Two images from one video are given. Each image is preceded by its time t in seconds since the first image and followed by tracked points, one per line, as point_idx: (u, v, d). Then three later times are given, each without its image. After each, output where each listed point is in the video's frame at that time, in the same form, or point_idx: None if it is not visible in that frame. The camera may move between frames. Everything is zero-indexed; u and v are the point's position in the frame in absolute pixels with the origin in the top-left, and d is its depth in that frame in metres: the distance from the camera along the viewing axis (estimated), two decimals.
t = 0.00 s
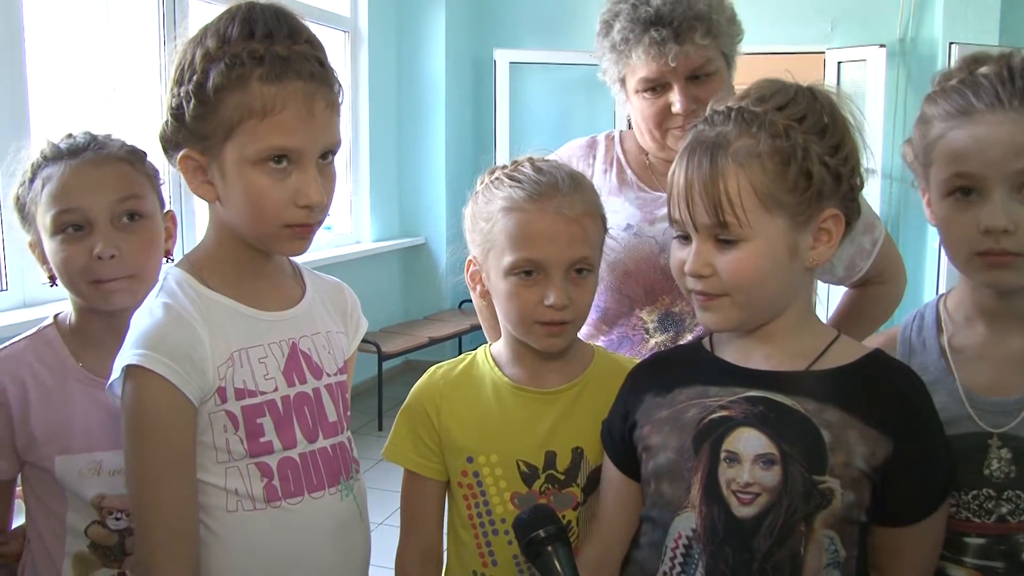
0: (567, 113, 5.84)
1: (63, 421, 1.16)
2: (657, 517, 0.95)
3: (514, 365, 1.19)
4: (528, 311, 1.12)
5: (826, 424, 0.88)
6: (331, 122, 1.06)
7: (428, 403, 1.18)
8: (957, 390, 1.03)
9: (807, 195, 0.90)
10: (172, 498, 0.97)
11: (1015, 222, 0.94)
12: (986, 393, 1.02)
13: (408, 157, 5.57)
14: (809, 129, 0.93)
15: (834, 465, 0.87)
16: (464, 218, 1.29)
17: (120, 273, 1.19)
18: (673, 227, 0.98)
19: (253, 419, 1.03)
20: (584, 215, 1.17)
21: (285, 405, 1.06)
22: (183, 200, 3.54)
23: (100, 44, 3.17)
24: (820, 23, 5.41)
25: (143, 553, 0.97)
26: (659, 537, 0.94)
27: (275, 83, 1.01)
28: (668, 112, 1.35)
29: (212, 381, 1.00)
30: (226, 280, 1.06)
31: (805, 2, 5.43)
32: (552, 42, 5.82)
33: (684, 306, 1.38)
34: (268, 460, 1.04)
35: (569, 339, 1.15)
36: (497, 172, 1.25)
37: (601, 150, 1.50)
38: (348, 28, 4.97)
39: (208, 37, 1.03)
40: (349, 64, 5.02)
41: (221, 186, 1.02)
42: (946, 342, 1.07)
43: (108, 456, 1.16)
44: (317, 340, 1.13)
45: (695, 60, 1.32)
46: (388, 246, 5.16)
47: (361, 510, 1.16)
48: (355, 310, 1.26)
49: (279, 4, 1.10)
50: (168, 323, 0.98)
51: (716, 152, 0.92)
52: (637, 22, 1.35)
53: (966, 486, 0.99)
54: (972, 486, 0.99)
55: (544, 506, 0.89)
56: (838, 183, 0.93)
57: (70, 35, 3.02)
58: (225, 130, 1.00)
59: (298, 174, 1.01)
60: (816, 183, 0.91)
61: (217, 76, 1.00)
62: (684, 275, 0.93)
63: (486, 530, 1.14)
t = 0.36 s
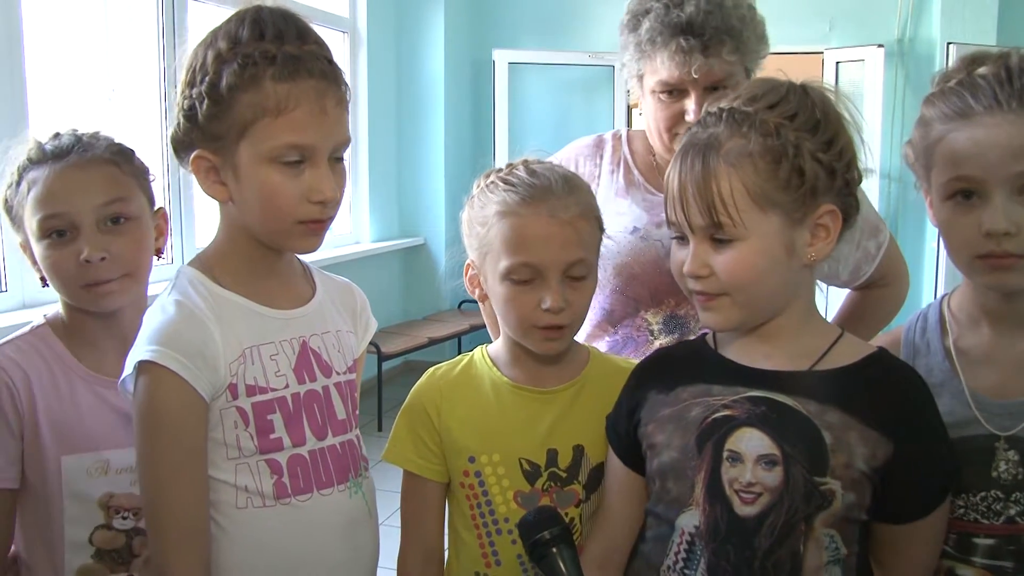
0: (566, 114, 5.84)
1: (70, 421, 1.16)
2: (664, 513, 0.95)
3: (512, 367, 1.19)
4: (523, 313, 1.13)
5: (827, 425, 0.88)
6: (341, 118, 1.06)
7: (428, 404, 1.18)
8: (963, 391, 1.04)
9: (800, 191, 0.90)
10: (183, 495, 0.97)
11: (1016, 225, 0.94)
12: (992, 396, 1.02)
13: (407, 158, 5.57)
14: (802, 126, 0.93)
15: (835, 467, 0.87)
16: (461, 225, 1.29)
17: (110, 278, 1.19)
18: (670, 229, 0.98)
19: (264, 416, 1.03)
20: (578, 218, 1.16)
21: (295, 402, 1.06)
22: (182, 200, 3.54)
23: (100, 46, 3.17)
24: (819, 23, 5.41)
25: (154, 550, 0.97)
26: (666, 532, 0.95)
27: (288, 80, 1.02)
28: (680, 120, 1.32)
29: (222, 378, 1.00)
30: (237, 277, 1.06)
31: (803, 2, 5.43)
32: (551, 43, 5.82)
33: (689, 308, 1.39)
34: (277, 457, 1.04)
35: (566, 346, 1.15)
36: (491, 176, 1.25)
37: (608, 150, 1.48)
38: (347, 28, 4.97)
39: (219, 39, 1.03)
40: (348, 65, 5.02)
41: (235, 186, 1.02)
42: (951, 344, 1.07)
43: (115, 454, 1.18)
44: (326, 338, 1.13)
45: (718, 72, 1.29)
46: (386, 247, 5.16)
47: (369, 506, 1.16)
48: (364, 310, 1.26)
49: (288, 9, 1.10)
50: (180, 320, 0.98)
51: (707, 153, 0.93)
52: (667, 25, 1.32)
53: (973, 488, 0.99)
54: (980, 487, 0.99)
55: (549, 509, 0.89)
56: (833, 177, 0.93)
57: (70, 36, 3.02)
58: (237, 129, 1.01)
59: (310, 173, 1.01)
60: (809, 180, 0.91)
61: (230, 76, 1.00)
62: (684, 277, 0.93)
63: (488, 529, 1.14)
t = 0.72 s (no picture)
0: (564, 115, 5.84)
1: (67, 423, 1.16)
2: (659, 511, 0.95)
3: (503, 370, 1.19)
4: (510, 316, 1.13)
5: (821, 426, 0.89)
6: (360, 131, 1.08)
7: (420, 405, 1.19)
8: (959, 392, 1.04)
9: (791, 192, 0.91)
10: (188, 495, 0.97)
11: (1008, 229, 0.95)
12: (990, 398, 1.03)
13: (405, 158, 5.57)
14: (793, 127, 0.93)
15: (827, 467, 0.88)
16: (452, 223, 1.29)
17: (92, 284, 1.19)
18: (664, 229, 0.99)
19: (267, 415, 1.04)
20: (563, 219, 1.16)
21: (297, 401, 1.06)
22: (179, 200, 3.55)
23: (98, 46, 3.18)
24: (816, 24, 5.42)
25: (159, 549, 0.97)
26: (661, 528, 0.95)
27: (322, 91, 1.03)
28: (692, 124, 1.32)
29: (226, 378, 1.01)
30: (240, 278, 1.07)
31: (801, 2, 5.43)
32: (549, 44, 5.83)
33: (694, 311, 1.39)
34: (281, 456, 1.04)
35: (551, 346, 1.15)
36: (482, 176, 1.25)
37: (614, 150, 1.48)
38: (343, 28, 4.98)
39: (251, 40, 1.02)
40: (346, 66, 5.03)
41: (252, 188, 1.02)
42: (947, 346, 1.08)
43: (115, 463, 1.20)
44: (326, 338, 1.14)
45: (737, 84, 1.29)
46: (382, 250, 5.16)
47: (372, 505, 1.16)
48: (362, 309, 1.26)
49: (301, 12, 1.10)
50: (182, 321, 0.99)
51: (699, 155, 0.93)
52: (692, 31, 1.31)
53: (967, 488, 1.00)
54: (975, 488, 1.00)
55: (551, 507, 0.90)
56: (826, 178, 0.93)
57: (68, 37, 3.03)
58: (265, 133, 1.01)
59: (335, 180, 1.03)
60: (801, 180, 0.91)
61: (266, 81, 1.00)
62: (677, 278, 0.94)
63: (483, 529, 1.14)
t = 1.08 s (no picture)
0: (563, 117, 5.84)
1: (63, 428, 1.15)
2: (654, 515, 0.95)
3: (493, 377, 1.19)
4: (506, 327, 1.13)
5: (815, 429, 0.89)
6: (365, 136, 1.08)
7: (411, 414, 1.19)
8: (954, 393, 1.04)
9: (788, 193, 0.91)
10: (189, 497, 0.97)
11: (999, 233, 0.95)
12: (984, 398, 1.03)
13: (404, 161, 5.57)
14: (786, 130, 0.93)
15: (823, 469, 0.88)
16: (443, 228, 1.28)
17: (98, 299, 1.19)
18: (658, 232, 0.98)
19: (269, 418, 1.04)
20: (566, 238, 1.16)
21: (299, 404, 1.06)
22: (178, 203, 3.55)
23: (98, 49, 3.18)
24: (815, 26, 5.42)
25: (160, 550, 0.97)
26: (656, 533, 0.95)
27: (329, 100, 1.03)
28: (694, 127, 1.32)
29: (228, 381, 1.00)
30: (242, 282, 1.06)
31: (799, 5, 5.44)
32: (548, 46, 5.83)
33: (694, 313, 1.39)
34: (282, 458, 1.04)
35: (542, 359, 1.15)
36: (479, 183, 1.24)
37: (615, 153, 1.48)
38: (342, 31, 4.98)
39: (260, 47, 1.02)
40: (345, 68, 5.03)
41: (253, 193, 1.02)
42: (945, 347, 1.08)
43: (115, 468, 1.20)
44: (327, 342, 1.13)
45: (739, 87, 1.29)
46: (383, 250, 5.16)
47: (374, 508, 1.16)
48: (363, 312, 1.26)
49: (311, 20, 1.10)
50: (183, 324, 0.99)
51: (695, 157, 0.93)
52: (696, 33, 1.32)
53: (958, 489, 1.00)
54: (966, 489, 1.00)
55: (550, 507, 0.90)
56: (819, 179, 0.94)
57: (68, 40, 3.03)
58: (270, 141, 1.01)
59: (337, 189, 1.03)
60: (796, 181, 0.91)
61: (274, 88, 1.01)
62: (674, 281, 0.93)
63: (476, 536, 1.14)
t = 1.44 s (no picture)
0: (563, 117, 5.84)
1: (63, 432, 1.15)
2: (652, 519, 0.95)
3: (492, 385, 1.19)
4: (500, 330, 1.13)
5: (814, 429, 0.89)
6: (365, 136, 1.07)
7: (409, 422, 1.19)
8: (955, 392, 1.04)
9: (781, 191, 0.91)
10: (187, 498, 0.97)
11: (997, 234, 0.95)
12: (984, 398, 1.03)
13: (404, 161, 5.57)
14: (778, 129, 0.94)
15: (822, 470, 0.88)
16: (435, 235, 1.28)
17: (95, 314, 1.17)
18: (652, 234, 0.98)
19: (266, 419, 1.04)
20: (557, 234, 1.16)
21: (296, 405, 1.06)
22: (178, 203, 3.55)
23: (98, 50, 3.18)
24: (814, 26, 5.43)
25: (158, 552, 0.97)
26: (654, 537, 0.94)
27: (330, 105, 1.03)
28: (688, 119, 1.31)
29: (226, 382, 1.01)
30: (240, 283, 1.06)
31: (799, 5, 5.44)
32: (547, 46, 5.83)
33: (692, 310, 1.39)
34: (280, 459, 1.04)
35: (541, 360, 1.15)
36: (469, 186, 1.23)
37: (612, 153, 1.48)
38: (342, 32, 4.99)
39: (263, 49, 1.03)
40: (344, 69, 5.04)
41: (253, 195, 1.03)
42: (949, 346, 1.08)
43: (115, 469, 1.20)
44: (325, 343, 1.13)
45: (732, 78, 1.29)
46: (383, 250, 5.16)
47: (371, 509, 1.16)
48: (362, 313, 1.26)
49: (318, 21, 1.10)
50: (180, 324, 0.99)
51: (688, 157, 0.93)
52: (687, 27, 1.32)
53: (956, 488, 1.01)
54: (963, 488, 1.01)
55: (546, 509, 0.89)
56: (812, 177, 0.94)
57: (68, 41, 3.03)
58: (270, 143, 1.01)
59: (336, 195, 1.03)
60: (789, 180, 0.92)
61: (275, 91, 1.01)
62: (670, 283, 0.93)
63: (476, 545, 1.14)
